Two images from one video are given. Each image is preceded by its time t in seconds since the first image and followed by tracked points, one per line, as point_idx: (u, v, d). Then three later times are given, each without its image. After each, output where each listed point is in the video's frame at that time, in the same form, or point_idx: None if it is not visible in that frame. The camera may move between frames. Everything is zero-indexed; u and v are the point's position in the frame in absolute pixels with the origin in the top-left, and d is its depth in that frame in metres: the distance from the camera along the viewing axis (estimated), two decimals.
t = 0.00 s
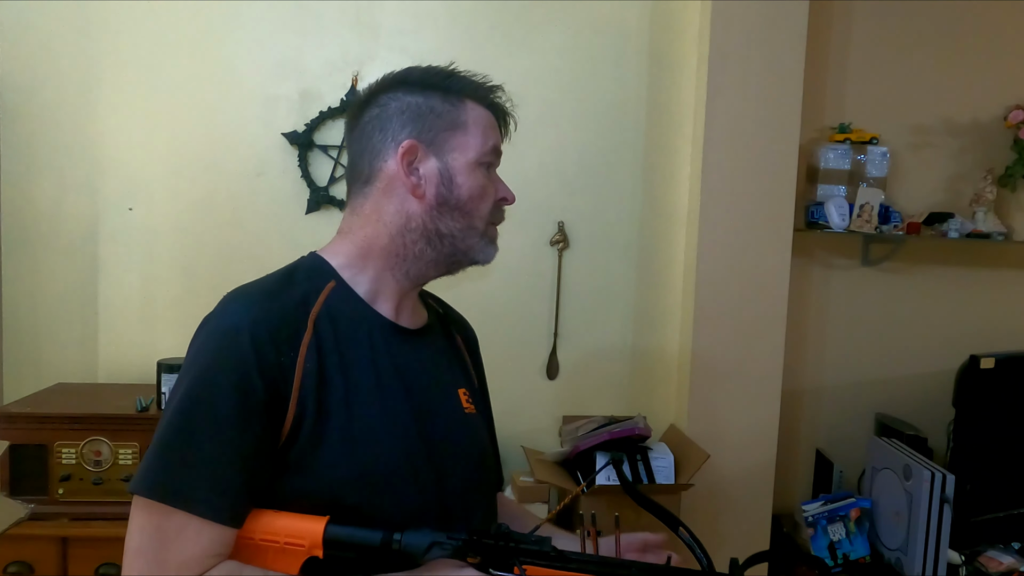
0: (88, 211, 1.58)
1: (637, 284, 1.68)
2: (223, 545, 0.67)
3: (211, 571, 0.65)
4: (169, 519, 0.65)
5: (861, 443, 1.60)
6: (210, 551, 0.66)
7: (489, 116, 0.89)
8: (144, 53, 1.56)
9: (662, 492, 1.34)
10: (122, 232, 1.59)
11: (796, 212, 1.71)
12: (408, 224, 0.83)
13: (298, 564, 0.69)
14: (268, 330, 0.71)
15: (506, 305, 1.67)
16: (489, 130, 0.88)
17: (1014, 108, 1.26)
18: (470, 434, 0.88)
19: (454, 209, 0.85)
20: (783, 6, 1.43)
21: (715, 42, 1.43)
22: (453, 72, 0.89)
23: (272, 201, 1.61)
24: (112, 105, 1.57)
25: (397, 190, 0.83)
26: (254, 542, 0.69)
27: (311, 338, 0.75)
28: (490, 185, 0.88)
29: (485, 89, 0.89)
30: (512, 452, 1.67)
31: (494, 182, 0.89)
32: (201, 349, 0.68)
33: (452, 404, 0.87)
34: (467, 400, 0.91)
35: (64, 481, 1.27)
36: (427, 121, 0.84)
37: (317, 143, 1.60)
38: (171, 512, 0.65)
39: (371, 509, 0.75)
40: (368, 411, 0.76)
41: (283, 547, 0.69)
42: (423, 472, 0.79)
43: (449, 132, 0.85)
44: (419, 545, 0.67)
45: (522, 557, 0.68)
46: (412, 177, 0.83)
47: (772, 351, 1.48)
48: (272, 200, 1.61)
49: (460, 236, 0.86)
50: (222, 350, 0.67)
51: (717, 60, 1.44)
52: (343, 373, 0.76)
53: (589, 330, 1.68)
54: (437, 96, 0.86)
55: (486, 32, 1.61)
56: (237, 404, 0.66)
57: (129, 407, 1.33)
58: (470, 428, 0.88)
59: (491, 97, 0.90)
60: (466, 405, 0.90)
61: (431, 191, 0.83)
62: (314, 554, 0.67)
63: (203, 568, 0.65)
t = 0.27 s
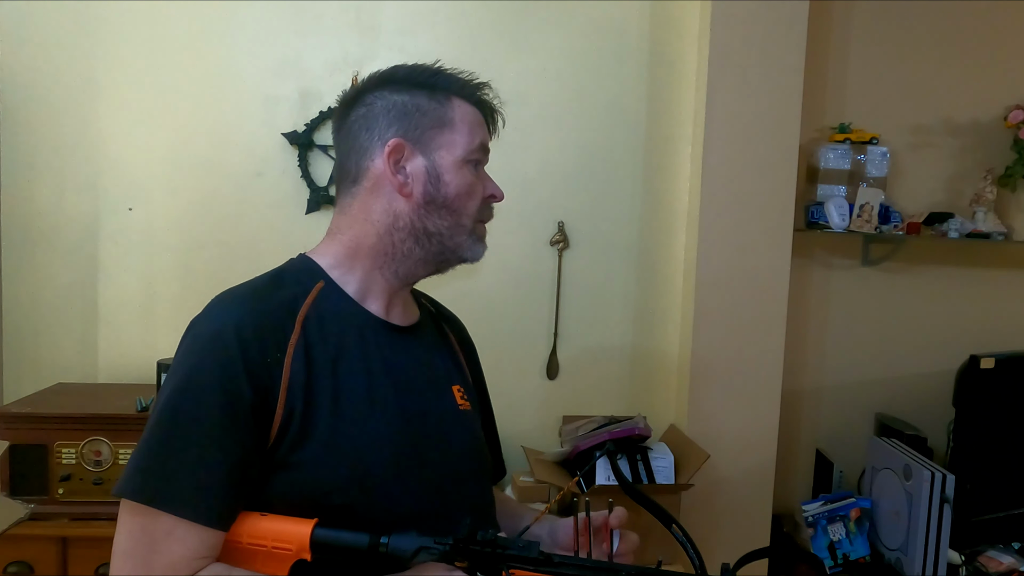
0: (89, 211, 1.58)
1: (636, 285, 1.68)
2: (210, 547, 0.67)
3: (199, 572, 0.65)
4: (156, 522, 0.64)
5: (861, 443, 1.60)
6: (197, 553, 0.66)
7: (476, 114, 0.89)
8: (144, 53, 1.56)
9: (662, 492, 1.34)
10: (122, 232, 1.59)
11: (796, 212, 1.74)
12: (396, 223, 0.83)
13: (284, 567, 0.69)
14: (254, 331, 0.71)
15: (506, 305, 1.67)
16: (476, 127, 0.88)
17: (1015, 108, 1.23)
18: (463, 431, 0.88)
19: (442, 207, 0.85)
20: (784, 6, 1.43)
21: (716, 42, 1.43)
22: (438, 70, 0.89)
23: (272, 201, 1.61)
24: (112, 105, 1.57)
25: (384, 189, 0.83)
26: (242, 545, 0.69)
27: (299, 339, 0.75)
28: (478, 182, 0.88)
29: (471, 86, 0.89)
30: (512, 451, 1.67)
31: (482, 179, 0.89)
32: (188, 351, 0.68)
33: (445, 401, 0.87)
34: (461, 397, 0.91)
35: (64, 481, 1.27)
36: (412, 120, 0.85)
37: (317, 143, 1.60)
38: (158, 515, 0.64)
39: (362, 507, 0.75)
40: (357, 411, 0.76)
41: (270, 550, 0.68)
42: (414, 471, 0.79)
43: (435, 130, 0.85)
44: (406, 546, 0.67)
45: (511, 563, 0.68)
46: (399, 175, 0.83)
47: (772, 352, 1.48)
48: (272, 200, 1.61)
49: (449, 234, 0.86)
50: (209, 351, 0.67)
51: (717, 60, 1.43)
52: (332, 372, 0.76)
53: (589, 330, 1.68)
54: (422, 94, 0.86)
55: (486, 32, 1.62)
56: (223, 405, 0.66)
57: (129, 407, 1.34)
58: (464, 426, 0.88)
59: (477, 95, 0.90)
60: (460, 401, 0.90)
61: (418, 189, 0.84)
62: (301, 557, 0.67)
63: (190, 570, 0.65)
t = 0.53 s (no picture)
0: (89, 211, 1.58)
1: (636, 285, 1.68)
2: (209, 545, 0.66)
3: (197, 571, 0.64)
4: (153, 519, 0.64)
5: (861, 443, 1.61)
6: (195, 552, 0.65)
7: (469, 115, 0.89)
8: (144, 52, 1.56)
9: (662, 492, 1.34)
10: (122, 232, 1.59)
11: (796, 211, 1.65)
12: (390, 222, 0.83)
13: (284, 567, 0.69)
14: (250, 329, 0.71)
15: (506, 305, 1.67)
16: (469, 128, 0.88)
17: (1015, 108, 1.27)
18: (460, 429, 0.88)
19: (435, 206, 0.85)
20: (784, 6, 1.43)
21: (716, 42, 1.43)
22: (431, 72, 0.89)
23: (272, 201, 1.61)
24: (112, 104, 1.57)
25: (378, 188, 0.83)
26: (238, 544, 0.68)
27: (295, 336, 0.75)
28: (470, 182, 0.88)
29: (462, 88, 0.90)
30: (511, 451, 1.67)
31: (473, 179, 0.89)
32: (182, 348, 0.68)
33: (441, 400, 0.87)
34: (456, 395, 0.91)
35: (64, 481, 1.27)
36: (406, 120, 0.85)
37: (317, 143, 1.60)
38: (155, 513, 0.64)
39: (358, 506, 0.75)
40: (354, 408, 0.76)
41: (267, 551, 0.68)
42: (410, 470, 0.79)
43: (429, 130, 0.85)
44: (405, 550, 0.68)
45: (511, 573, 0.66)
46: (392, 174, 0.83)
47: (773, 351, 1.48)
48: (272, 200, 1.61)
49: (442, 233, 0.86)
50: (204, 349, 0.67)
51: (718, 60, 1.43)
52: (328, 370, 0.77)
53: (589, 330, 1.68)
54: (415, 94, 0.86)
55: (487, 32, 1.62)
56: (219, 403, 0.66)
57: (129, 407, 1.33)
58: (460, 424, 0.88)
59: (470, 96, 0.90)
60: (456, 399, 0.91)
61: (412, 188, 0.84)
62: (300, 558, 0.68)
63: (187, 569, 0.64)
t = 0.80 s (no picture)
0: (89, 211, 1.58)
1: (636, 284, 1.68)
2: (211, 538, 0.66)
3: (199, 565, 0.64)
4: (155, 513, 0.64)
5: (862, 443, 1.61)
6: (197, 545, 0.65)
7: (473, 120, 0.88)
8: (144, 52, 1.56)
9: (662, 492, 1.34)
10: (122, 232, 1.59)
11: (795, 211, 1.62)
12: (388, 223, 0.83)
13: (285, 561, 0.69)
14: (252, 325, 0.71)
15: (506, 305, 1.67)
16: (472, 133, 0.87)
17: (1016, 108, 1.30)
18: (460, 427, 0.88)
19: (432, 209, 0.84)
20: (784, 5, 1.43)
21: (716, 42, 1.43)
22: (439, 76, 0.88)
23: (272, 201, 1.61)
24: (112, 104, 1.57)
25: (376, 189, 0.83)
26: (240, 540, 0.68)
27: (297, 334, 0.75)
28: (470, 186, 0.87)
29: (467, 91, 0.89)
30: (511, 451, 1.67)
31: (474, 183, 0.88)
32: (185, 343, 0.68)
33: (441, 398, 0.87)
34: (456, 394, 0.92)
35: (64, 481, 1.27)
36: (408, 122, 0.84)
37: (317, 143, 1.61)
38: (157, 506, 0.64)
39: (359, 504, 0.75)
40: (356, 406, 0.76)
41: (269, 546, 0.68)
42: (410, 468, 0.79)
43: (430, 133, 0.84)
44: (404, 549, 0.68)
45: None
46: (390, 176, 0.83)
47: (773, 351, 1.48)
48: (272, 199, 1.61)
49: (439, 236, 0.85)
50: (208, 344, 0.67)
51: (718, 59, 1.43)
52: (329, 368, 0.76)
53: (589, 330, 1.68)
54: (420, 98, 0.86)
55: (487, 32, 1.62)
56: (222, 400, 0.66)
57: (129, 407, 1.33)
58: (459, 422, 0.89)
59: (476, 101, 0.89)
60: (455, 398, 0.91)
61: (410, 191, 0.83)
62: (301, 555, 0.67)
63: (189, 562, 0.64)
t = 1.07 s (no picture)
0: (89, 211, 1.58)
1: (636, 284, 1.68)
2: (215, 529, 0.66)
3: (204, 556, 0.64)
4: (157, 507, 0.63)
5: (862, 443, 1.61)
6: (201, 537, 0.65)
7: (464, 149, 0.78)
8: (144, 53, 1.56)
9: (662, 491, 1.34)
10: (121, 233, 1.59)
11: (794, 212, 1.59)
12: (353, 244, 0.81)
13: (287, 554, 0.70)
14: (247, 325, 0.71)
15: (506, 305, 1.67)
16: (456, 166, 0.78)
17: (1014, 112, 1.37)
18: (457, 426, 0.88)
19: (390, 243, 0.79)
20: (784, 5, 1.43)
21: (716, 41, 1.43)
22: (441, 92, 0.79)
23: (272, 201, 1.61)
24: (112, 104, 1.57)
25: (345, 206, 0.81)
26: (245, 532, 0.69)
27: (293, 335, 0.75)
28: (440, 225, 0.79)
29: (468, 117, 0.78)
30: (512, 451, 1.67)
31: (449, 220, 0.80)
32: (181, 346, 0.68)
33: (437, 397, 0.87)
34: (451, 392, 0.91)
35: (64, 481, 1.27)
36: (389, 144, 0.78)
37: (317, 143, 1.60)
38: (159, 501, 0.63)
39: (360, 498, 0.75)
40: (355, 403, 0.76)
41: (271, 537, 0.69)
42: (410, 464, 0.79)
43: (404, 160, 0.77)
44: (409, 532, 0.70)
45: (511, 539, 0.75)
46: (356, 198, 0.80)
47: (773, 351, 1.48)
48: (272, 200, 1.61)
49: (396, 272, 0.80)
50: (204, 346, 0.67)
51: (717, 59, 1.43)
52: (328, 366, 0.76)
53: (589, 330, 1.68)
54: (410, 116, 0.78)
55: (487, 32, 1.62)
56: (220, 400, 0.66)
57: (130, 407, 1.33)
58: (456, 420, 0.88)
59: (474, 127, 0.78)
60: (450, 396, 0.90)
61: (372, 217, 0.79)
62: (304, 543, 0.68)
63: (193, 555, 0.64)
